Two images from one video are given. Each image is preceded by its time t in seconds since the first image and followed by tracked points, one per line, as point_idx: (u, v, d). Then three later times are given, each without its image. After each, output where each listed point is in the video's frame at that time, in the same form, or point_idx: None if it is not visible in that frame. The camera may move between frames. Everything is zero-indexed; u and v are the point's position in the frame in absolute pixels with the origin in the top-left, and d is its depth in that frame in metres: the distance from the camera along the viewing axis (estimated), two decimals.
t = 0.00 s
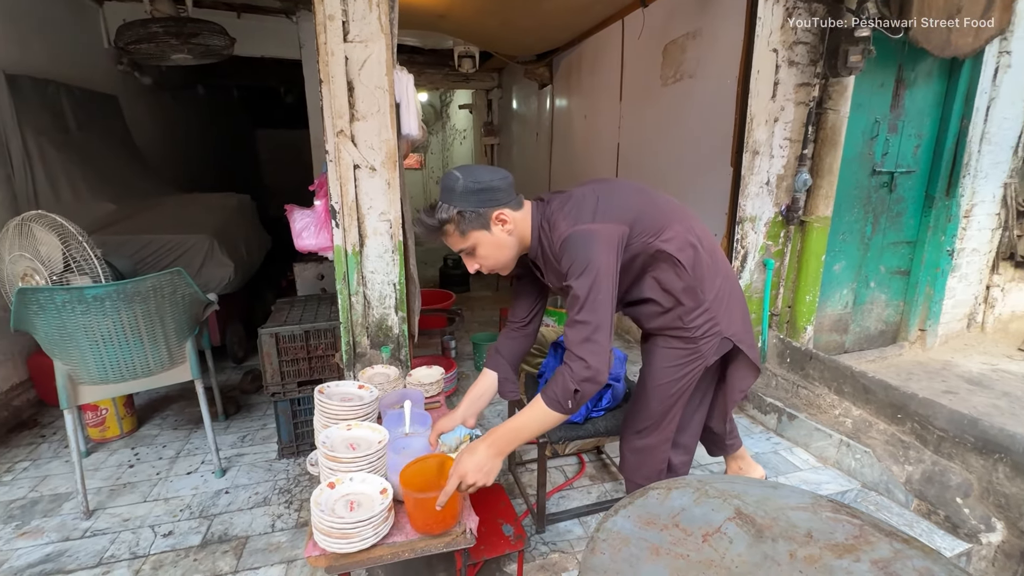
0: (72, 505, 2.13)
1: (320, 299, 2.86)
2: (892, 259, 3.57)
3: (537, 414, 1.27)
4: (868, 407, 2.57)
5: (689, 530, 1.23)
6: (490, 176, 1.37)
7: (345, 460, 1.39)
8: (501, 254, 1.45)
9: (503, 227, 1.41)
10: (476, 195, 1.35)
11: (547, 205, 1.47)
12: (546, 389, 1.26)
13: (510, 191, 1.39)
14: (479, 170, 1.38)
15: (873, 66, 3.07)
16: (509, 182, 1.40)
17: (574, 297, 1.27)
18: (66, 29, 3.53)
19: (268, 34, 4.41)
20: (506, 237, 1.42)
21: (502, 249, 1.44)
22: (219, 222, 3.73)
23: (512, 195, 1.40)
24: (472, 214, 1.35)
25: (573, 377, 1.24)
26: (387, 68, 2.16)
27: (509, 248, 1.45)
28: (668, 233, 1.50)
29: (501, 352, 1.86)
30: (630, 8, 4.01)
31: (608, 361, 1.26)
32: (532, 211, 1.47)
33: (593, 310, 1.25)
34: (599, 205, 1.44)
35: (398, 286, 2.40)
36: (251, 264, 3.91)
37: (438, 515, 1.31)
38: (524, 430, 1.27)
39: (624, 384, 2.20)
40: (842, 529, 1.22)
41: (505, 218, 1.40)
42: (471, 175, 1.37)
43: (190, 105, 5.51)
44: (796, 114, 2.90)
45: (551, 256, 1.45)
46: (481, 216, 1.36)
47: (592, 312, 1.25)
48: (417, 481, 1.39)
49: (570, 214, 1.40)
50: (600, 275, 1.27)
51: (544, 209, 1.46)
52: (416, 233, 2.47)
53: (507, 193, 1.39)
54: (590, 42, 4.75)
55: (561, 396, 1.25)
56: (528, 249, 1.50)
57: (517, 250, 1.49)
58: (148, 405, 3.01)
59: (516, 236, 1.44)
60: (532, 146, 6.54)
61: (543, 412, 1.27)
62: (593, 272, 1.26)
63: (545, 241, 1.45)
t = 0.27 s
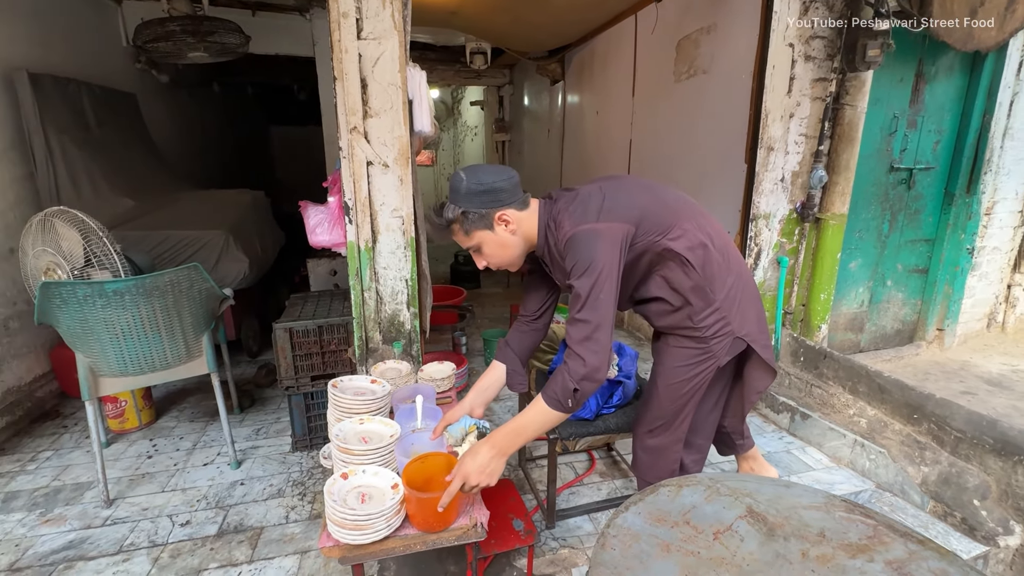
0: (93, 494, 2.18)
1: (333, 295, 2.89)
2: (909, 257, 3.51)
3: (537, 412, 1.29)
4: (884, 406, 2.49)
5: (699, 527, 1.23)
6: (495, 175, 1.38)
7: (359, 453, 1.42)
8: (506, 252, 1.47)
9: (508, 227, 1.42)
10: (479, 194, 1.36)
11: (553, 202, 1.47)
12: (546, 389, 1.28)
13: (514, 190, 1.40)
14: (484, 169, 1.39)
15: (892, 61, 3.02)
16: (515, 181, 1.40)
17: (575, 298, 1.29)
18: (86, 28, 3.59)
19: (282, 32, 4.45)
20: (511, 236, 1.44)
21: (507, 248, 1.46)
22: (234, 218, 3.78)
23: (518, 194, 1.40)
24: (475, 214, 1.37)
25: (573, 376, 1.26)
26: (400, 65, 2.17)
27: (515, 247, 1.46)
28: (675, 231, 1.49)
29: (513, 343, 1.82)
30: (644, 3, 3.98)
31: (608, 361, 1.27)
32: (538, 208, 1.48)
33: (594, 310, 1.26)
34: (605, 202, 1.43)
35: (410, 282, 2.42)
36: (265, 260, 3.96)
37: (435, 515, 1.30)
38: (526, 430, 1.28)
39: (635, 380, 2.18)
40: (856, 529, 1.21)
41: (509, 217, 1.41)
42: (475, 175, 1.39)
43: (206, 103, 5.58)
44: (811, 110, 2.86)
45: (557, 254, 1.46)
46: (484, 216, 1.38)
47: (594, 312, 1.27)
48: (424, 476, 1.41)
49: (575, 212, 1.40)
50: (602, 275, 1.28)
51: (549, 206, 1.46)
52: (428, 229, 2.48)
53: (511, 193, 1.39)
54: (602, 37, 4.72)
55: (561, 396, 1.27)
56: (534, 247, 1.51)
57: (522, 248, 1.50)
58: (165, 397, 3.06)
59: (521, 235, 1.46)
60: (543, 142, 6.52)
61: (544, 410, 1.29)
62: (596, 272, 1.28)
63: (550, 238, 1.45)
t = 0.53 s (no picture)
0: (106, 487, 2.21)
1: (341, 292, 2.91)
2: (921, 255, 3.46)
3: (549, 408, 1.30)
4: (893, 406, 2.49)
5: (707, 525, 1.23)
6: (501, 171, 1.39)
7: (367, 448, 1.43)
8: (511, 245, 1.50)
9: (514, 222, 1.44)
10: (483, 190, 1.38)
11: (567, 197, 1.46)
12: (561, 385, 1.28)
13: (519, 187, 1.40)
14: (489, 164, 1.40)
15: (905, 56, 2.98)
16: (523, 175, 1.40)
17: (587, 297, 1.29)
18: (98, 27, 3.62)
19: (291, 30, 4.47)
20: (513, 230, 1.46)
21: (509, 242, 1.48)
22: (243, 216, 3.81)
23: (522, 190, 1.41)
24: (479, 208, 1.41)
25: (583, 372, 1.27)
26: (409, 63, 2.18)
27: (518, 241, 1.48)
28: (687, 231, 1.49)
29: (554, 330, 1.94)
30: None
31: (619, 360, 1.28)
32: (550, 203, 1.47)
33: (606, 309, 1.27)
34: (619, 200, 1.42)
35: (417, 279, 2.43)
36: (274, 257, 3.99)
37: (443, 513, 1.30)
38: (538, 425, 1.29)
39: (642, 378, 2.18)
40: (865, 529, 1.21)
41: (511, 212, 1.43)
42: (483, 170, 1.40)
43: (216, 101, 5.62)
44: (822, 107, 2.83)
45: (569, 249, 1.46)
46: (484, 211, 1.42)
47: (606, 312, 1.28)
48: (432, 472, 1.42)
49: (588, 209, 1.39)
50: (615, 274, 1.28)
51: (563, 201, 1.46)
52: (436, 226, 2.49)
53: (514, 190, 1.39)
54: (611, 34, 4.70)
55: (575, 394, 1.27)
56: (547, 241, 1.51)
57: (530, 242, 1.51)
58: (176, 392, 3.10)
59: (528, 230, 1.47)
60: (550, 140, 6.51)
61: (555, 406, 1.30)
62: (608, 271, 1.28)
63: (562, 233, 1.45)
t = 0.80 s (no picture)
0: (112, 484, 2.23)
1: (345, 290, 2.91)
2: (926, 255, 3.45)
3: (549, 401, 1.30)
4: (898, 406, 2.46)
5: (710, 524, 1.23)
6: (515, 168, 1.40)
7: (371, 446, 1.43)
8: (523, 234, 1.55)
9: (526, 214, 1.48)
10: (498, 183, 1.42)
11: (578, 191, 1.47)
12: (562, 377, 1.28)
13: (530, 186, 1.40)
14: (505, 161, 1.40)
15: (911, 54, 2.96)
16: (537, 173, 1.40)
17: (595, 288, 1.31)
18: (104, 26, 3.64)
19: (295, 30, 4.48)
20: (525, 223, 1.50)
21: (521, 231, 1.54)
22: (247, 214, 3.82)
23: (535, 189, 1.42)
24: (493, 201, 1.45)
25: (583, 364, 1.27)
26: (412, 62, 2.18)
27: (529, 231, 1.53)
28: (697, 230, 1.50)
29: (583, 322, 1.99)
30: None
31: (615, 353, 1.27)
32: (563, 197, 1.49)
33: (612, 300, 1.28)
34: (632, 196, 1.44)
35: (421, 278, 2.43)
36: (278, 256, 4.00)
37: (444, 510, 1.30)
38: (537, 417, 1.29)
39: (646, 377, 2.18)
40: (870, 528, 1.20)
41: (521, 207, 1.46)
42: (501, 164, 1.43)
43: (220, 100, 5.64)
44: (827, 105, 2.82)
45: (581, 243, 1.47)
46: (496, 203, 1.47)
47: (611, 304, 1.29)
48: (435, 471, 1.42)
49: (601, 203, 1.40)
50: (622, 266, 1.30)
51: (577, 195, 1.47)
52: (439, 225, 2.50)
53: (526, 189, 1.41)
54: (614, 33, 4.69)
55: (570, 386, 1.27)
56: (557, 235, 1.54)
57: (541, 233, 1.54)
58: (181, 390, 3.12)
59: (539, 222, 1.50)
60: (554, 138, 6.50)
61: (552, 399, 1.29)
62: (614, 266, 1.29)
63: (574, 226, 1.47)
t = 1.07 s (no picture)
0: (112, 484, 2.23)
1: (344, 290, 2.91)
2: (927, 254, 3.44)
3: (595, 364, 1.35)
4: (899, 405, 2.45)
5: (711, 524, 1.22)
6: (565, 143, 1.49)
7: (371, 447, 1.43)
8: (565, 205, 1.67)
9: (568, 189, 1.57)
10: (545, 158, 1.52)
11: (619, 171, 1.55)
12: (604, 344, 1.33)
13: (578, 162, 1.49)
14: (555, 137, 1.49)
15: (912, 53, 2.95)
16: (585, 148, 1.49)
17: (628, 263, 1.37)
18: (103, 26, 3.63)
19: (294, 29, 4.47)
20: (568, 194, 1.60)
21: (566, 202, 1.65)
22: (247, 214, 3.82)
23: (582, 164, 1.51)
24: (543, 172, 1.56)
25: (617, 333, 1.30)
26: (412, 61, 2.18)
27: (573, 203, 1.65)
28: (726, 223, 1.55)
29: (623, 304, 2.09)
30: None
31: (657, 324, 1.30)
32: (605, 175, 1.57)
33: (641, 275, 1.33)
34: (669, 182, 1.51)
35: (421, 278, 2.43)
36: (278, 256, 4.00)
37: (447, 509, 1.30)
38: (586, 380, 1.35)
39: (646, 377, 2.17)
40: (871, 529, 1.20)
41: (566, 179, 1.56)
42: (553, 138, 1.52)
43: (220, 100, 5.63)
44: (827, 105, 2.81)
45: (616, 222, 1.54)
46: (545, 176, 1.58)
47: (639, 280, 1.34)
48: (435, 471, 1.42)
49: (640, 182, 1.48)
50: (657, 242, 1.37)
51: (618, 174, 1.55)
52: (439, 225, 2.49)
53: (573, 164, 1.50)
54: (614, 32, 4.68)
55: (612, 350, 1.31)
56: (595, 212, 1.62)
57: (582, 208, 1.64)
58: (181, 390, 3.12)
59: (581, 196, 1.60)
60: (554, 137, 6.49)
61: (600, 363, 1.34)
62: (646, 243, 1.34)
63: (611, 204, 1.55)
